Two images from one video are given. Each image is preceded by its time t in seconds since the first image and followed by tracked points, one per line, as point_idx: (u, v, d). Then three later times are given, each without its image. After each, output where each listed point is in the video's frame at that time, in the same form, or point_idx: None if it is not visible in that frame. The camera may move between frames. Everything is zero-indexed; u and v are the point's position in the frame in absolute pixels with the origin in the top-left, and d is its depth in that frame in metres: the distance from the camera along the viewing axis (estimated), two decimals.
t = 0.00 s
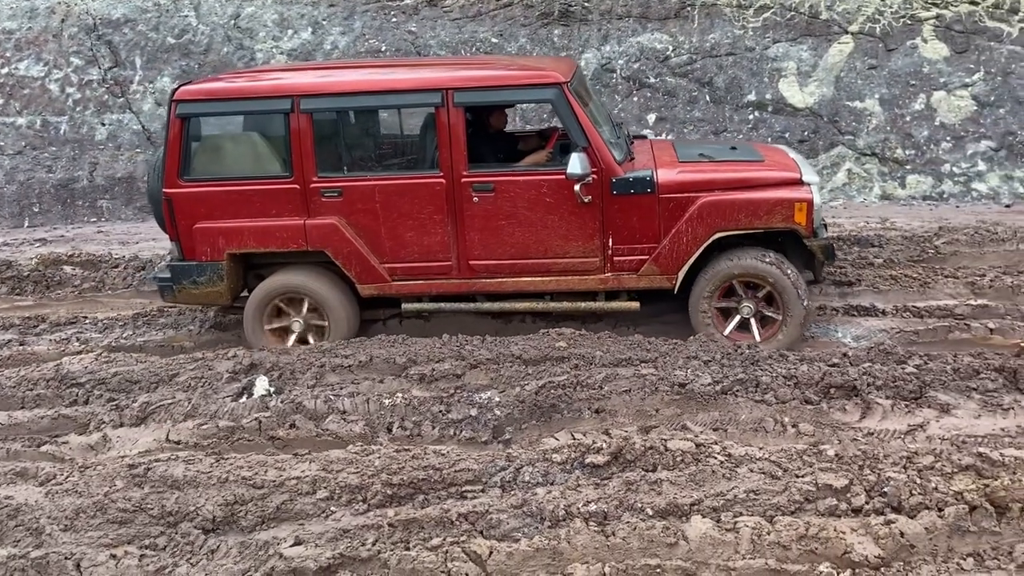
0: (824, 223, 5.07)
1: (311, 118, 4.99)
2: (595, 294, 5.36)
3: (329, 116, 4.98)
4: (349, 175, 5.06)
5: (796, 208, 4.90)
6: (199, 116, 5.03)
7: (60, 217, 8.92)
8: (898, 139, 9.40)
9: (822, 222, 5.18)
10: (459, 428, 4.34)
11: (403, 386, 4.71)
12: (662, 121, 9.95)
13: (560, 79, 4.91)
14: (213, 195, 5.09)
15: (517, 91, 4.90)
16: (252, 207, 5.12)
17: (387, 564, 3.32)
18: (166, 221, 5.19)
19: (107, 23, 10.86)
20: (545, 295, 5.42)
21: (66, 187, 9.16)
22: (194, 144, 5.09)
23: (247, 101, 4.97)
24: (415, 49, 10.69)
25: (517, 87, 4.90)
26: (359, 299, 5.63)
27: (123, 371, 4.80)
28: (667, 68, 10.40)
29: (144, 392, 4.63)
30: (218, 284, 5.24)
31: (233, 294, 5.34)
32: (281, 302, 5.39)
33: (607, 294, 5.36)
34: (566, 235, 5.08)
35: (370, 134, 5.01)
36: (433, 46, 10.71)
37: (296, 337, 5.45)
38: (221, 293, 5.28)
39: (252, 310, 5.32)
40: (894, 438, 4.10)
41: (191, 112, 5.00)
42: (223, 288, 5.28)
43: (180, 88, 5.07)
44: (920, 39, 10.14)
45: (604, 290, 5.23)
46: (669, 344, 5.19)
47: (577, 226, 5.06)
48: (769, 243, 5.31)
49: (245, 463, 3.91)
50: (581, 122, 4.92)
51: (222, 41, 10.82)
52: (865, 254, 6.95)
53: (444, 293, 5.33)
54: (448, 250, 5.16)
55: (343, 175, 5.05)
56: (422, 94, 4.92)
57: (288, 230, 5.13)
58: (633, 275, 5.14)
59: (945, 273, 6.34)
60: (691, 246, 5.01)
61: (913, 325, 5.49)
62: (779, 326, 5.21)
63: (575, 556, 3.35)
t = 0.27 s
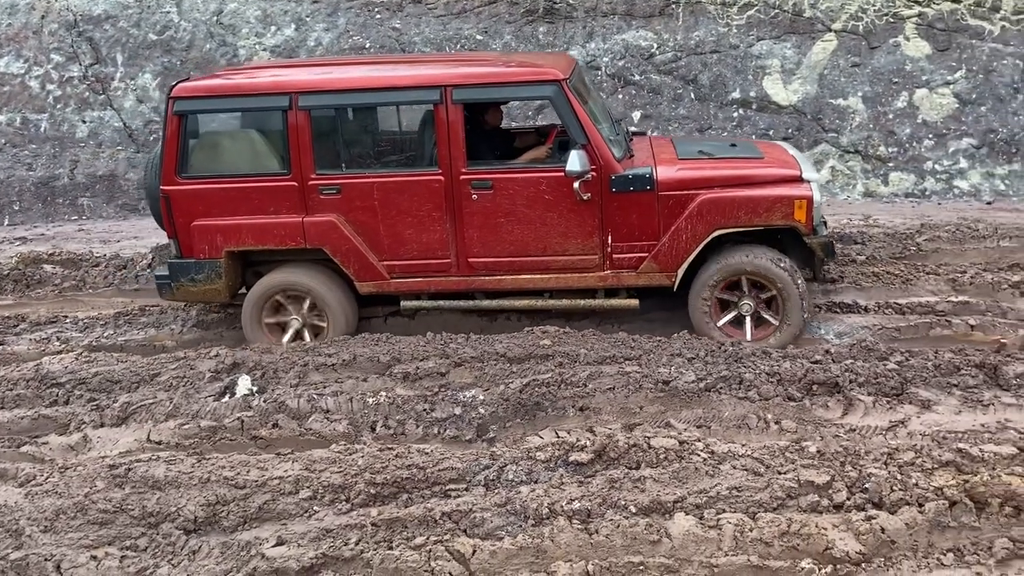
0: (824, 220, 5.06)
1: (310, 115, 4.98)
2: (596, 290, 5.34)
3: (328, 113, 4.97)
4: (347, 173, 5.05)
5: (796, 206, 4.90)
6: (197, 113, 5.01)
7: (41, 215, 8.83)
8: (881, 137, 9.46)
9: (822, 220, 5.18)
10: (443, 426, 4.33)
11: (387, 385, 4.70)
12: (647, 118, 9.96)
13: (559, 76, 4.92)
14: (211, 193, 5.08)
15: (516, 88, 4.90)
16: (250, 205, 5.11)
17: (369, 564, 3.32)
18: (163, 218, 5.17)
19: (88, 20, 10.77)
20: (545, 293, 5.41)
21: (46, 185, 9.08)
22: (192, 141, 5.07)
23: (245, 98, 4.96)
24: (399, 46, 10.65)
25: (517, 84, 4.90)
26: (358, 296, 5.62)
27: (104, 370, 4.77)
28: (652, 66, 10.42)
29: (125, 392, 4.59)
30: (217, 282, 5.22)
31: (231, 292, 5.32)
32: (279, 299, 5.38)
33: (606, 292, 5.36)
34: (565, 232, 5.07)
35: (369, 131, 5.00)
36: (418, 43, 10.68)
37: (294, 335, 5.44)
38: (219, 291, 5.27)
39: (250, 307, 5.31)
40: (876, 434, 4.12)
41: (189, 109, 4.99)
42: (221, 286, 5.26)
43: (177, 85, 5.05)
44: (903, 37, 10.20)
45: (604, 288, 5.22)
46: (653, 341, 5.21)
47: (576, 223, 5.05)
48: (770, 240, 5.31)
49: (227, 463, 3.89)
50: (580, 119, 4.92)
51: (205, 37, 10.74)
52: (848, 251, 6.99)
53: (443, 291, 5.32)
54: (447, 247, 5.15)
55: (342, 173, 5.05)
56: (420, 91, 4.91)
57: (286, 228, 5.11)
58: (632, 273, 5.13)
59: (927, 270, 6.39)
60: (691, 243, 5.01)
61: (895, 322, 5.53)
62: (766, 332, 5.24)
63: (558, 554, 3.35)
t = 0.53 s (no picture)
0: (824, 220, 5.07)
1: (309, 114, 4.97)
2: (595, 289, 5.33)
3: (327, 112, 4.96)
4: (347, 172, 5.05)
5: (796, 205, 4.90)
6: (196, 112, 5.01)
7: (16, 217, 8.73)
8: (858, 137, 9.55)
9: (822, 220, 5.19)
10: (423, 427, 4.33)
11: (367, 386, 4.69)
12: (627, 118, 10.00)
13: (559, 74, 4.91)
14: (210, 192, 5.08)
15: (515, 86, 4.89)
16: (249, 204, 5.11)
17: (349, 565, 3.31)
18: (162, 217, 5.17)
19: (63, 19, 10.67)
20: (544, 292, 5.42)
21: (22, 186, 8.98)
22: (191, 140, 5.07)
23: (245, 98, 4.96)
24: (378, 46, 10.63)
25: (516, 82, 4.89)
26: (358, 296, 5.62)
27: (81, 373, 4.72)
28: (631, 66, 10.46)
29: (102, 394, 4.55)
30: (216, 282, 5.22)
31: (230, 291, 5.33)
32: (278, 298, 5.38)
33: (605, 292, 5.35)
34: (565, 231, 5.07)
35: (368, 130, 4.99)
36: (397, 43, 10.65)
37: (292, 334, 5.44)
38: (218, 290, 5.27)
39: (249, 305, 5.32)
40: (853, 432, 4.17)
41: (188, 108, 4.98)
42: (220, 286, 5.26)
43: (176, 84, 5.05)
44: (879, 37, 10.29)
45: (603, 287, 5.22)
46: (633, 341, 5.25)
47: (576, 222, 5.05)
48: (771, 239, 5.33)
49: (205, 465, 3.87)
50: (580, 118, 4.92)
51: (182, 37, 10.65)
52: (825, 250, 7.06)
53: (442, 290, 5.31)
54: (446, 246, 5.15)
55: (341, 171, 5.05)
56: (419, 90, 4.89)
57: (285, 227, 5.11)
58: (632, 272, 5.13)
59: (904, 268, 6.46)
60: (691, 242, 5.01)
61: (872, 320, 5.59)
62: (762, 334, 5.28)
63: (539, 554, 3.36)
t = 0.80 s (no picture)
0: (826, 215, 5.10)
1: (309, 109, 4.99)
2: (596, 285, 5.36)
3: (327, 107, 4.98)
4: (347, 167, 5.08)
5: (798, 200, 4.92)
6: (197, 107, 5.04)
7: None
8: (832, 132, 9.65)
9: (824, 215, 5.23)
10: (400, 425, 4.34)
11: (344, 383, 4.68)
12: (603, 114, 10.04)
13: (560, 68, 4.90)
14: (211, 187, 5.11)
15: (516, 81, 4.90)
16: (250, 199, 5.13)
17: (327, 563, 3.30)
18: (163, 213, 5.21)
19: (34, 16, 10.64)
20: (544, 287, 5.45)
21: None
22: (192, 136, 5.10)
23: (245, 93, 4.98)
24: (353, 41, 10.58)
25: (518, 77, 4.90)
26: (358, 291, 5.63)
27: (54, 373, 4.68)
28: (607, 62, 10.49)
29: (76, 394, 4.50)
30: (216, 277, 5.25)
31: (231, 287, 5.36)
32: (279, 293, 5.41)
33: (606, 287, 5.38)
34: (565, 226, 5.09)
35: (369, 125, 5.01)
36: (372, 38, 10.60)
37: (292, 330, 5.47)
38: (219, 286, 5.30)
39: (249, 300, 5.34)
40: (828, 426, 4.22)
41: (189, 103, 5.02)
42: (221, 281, 5.30)
43: (177, 79, 5.08)
44: (851, 33, 10.40)
45: (603, 283, 5.24)
46: (609, 337, 5.29)
47: (577, 217, 5.07)
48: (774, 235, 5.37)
49: (181, 465, 3.84)
50: (581, 113, 4.92)
51: (154, 33, 10.53)
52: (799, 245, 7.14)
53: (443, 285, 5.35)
54: (447, 241, 5.18)
55: (341, 167, 5.08)
56: (419, 85, 4.93)
57: (286, 222, 5.14)
58: (633, 267, 5.15)
59: (876, 263, 6.54)
60: (692, 237, 5.02)
61: (846, 314, 5.66)
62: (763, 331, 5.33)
63: (517, 549, 3.38)
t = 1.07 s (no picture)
0: (839, 206, 5.12)
1: (320, 104, 5.04)
2: (605, 278, 5.41)
3: (339, 101, 5.03)
4: (358, 162, 5.11)
5: (811, 191, 4.96)
6: (208, 103, 5.08)
7: None
8: (810, 127, 9.72)
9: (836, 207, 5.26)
10: (383, 423, 4.34)
11: (326, 382, 4.66)
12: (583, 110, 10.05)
13: (570, 62, 4.97)
14: (222, 183, 5.15)
15: (527, 74, 4.96)
16: (261, 195, 5.17)
17: (310, 563, 3.29)
18: (173, 209, 5.23)
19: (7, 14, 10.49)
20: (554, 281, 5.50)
21: None
22: (202, 132, 5.14)
23: (256, 87, 5.03)
24: (332, 38, 10.52)
25: (529, 70, 4.96)
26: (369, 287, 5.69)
27: (31, 375, 4.63)
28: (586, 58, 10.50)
29: (53, 397, 4.45)
30: (227, 274, 5.29)
31: (241, 284, 5.39)
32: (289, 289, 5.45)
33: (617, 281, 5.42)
34: (577, 220, 5.13)
35: (380, 120, 5.07)
36: (350, 35, 10.54)
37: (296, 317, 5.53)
38: (229, 282, 5.33)
39: (274, 276, 5.38)
40: (808, 419, 4.26)
41: (199, 99, 5.05)
42: (231, 277, 5.33)
43: (187, 75, 5.12)
44: (829, 29, 10.47)
45: (615, 276, 5.29)
46: (591, 333, 5.33)
47: (588, 211, 5.11)
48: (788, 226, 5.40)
49: (160, 467, 3.81)
50: (592, 106, 4.97)
51: (129, 31, 10.42)
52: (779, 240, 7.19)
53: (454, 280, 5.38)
54: (458, 236, 5.22)
55: (352, 161, 5.11)
56: (430, 79, 4.98)
57: (297, 217, 5.18)
58: (645, 261, 5.19)
59: (855, 256, 6.60)
60: (705, 230, 5.06)
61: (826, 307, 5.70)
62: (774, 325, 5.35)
63: (500, 547, 3.38)
